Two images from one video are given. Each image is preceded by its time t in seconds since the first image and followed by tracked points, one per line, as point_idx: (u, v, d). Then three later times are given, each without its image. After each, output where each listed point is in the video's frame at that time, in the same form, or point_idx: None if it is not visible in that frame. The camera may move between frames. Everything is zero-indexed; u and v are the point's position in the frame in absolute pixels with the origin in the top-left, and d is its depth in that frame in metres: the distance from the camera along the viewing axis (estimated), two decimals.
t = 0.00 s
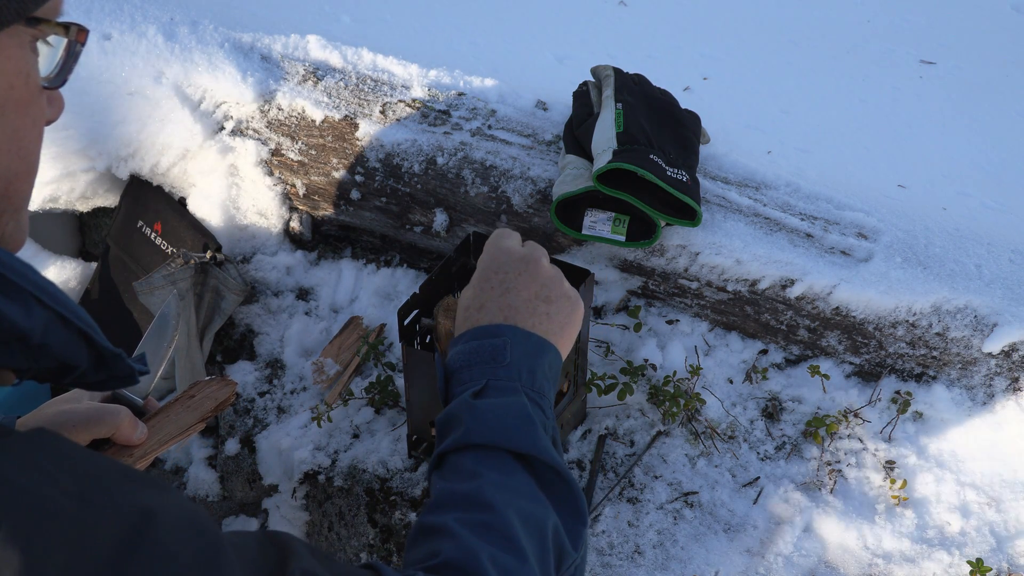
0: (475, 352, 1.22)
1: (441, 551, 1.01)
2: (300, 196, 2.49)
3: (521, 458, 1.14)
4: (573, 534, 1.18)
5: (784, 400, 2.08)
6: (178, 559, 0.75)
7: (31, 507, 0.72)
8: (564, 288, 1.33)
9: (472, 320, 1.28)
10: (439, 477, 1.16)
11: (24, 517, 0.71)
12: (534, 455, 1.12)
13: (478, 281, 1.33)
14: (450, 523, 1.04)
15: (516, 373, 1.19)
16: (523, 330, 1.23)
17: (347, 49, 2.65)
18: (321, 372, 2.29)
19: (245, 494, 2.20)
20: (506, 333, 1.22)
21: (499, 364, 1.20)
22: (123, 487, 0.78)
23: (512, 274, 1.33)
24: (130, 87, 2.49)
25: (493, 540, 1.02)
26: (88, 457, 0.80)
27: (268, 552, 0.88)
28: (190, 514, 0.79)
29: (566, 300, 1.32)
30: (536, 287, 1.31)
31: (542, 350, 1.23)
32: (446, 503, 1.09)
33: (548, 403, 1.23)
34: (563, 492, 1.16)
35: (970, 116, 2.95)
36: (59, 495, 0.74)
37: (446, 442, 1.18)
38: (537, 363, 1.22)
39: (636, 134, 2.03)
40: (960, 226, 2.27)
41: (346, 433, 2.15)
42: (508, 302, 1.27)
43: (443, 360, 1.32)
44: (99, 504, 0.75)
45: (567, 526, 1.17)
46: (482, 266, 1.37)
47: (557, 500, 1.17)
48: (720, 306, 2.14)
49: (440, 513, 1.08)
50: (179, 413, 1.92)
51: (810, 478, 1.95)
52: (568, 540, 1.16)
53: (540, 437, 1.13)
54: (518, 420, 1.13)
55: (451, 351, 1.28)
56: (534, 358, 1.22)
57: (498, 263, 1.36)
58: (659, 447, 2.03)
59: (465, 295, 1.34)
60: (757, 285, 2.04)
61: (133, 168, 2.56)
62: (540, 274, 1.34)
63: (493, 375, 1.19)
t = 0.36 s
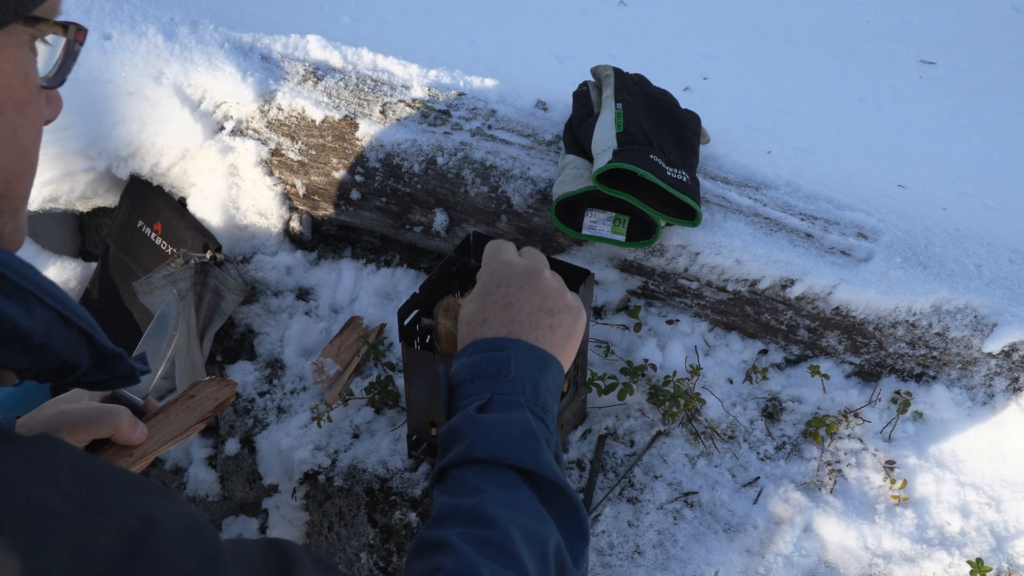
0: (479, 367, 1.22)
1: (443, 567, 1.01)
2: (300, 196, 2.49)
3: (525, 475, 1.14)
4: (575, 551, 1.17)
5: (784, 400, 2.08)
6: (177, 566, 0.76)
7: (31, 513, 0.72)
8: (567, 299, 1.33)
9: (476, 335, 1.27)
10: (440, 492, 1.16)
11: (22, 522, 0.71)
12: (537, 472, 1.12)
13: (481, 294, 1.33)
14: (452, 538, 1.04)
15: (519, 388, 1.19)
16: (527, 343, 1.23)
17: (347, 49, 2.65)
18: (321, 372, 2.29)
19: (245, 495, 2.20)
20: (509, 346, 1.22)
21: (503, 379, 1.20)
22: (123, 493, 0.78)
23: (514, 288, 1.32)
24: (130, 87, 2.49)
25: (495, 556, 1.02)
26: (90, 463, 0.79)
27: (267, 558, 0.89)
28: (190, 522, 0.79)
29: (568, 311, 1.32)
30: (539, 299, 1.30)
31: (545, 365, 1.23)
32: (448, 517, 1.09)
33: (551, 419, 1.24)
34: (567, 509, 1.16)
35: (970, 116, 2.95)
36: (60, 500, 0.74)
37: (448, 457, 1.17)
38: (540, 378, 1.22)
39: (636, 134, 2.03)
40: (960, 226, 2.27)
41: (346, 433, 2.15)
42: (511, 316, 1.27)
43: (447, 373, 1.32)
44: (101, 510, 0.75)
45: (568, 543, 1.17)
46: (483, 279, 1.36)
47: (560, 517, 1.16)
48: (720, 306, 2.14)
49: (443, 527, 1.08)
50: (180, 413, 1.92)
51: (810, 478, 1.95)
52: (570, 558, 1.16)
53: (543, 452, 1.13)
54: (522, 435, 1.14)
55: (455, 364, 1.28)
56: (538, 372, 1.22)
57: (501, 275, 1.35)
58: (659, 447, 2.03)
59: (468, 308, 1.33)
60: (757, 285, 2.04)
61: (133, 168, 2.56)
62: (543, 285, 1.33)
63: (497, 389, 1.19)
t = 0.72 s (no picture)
0: (487, 367, 1.22)
1: None
2: (300, 196, 2.49)
3: (527, 481, 1.13)
4: (579, 557, 1.17)
5: (784, 400, 2.08)
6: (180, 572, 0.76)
7: (33, 519, 0.72)
8: (578, 311, 1.34)
9: (485, 333, 1.28)
10: (444, 500, 1.15)
11: (24, 529, 0.71)
12: (541, 479, 1.11)
13: (494, 295, 1.34)
14: (456, 550, 1.02)
15: (523, 394, 1.20)
16: (535, 348, 1.24)
17: (347, 49, 2.65)
18: (321, 372, 2.29)
19: (244, 494, 2.20)
20: (516, 350, 1.23)
21: (506, 384, 1.20)
22: (126, 499, 0.78)
23: (530, 292, 1.33)
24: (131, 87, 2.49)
25: (499, 569, 1.00)
26: (94, 471, 0.79)
27: (271, 564, 0.89)
28: (194, 529, 0.80)
29: (579, 323, 1.33)
30: (552, 308, 1.31)
31: (549, 372, 1.24)
32: (451, 529, 1.07)
33: (555, 423, 1.24)
34: (570, 514, 1.15)
35: (970, 117, 2.95)
36: (64, 507, 0.74)
37: (450, 464, 1.17)
38: (545, 384, 1.22)
39: (636, 134, 2.02)
40: (960, 226, 2.27)
41: (346, 433, 2.15)
42: (522, 320, 1.28)
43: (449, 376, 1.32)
44: (106, 516, 0.75)
45: (572, 550, 1.17)
46: (498, 280, 1.37)
47: (563, 522, 1.16)
48: (721, 306, 2.14)
49: (446, 540, 1.05)
50: (181, 415, 1.92)
51: (811, 478, 1.95)
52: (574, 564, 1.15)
53: (545, 457, 1.13)
54: (524, 440, 1.14)
55: (459, 363, 1.28)
56: (540, 377, 1.22)
57: (517, 279, 1.36)
58: (659, 447, 2.03)
59: (479, 307, 1.34)
60: (757, 285, 2.04)
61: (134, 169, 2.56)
62: (557, 294, 1.34)
63: (499, 395, 1.19)
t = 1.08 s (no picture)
0: (478, 371, 1.23)
1: (443, 566, 1.01)
2: (300, 196, 2.49)
3: (525, 476, 1.13)
4: (575, 554, 1.17)
5: (784, 400, 2.08)
6: (181, 566, 0.76)
7: (34, 514, 0.72)
8: (567, 305, 1.32)
9: (474, 339, 1.29)
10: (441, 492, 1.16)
11: (26, 524, 0.71)
12: (538, 473, 1.11)
13: (481, 301, 1.34)
14: (452, 536, 1.04)
15: (521, 391, 1.20)
16: (528, 348, 1.24)
17: (347, 49, 2.65)
18: (321, 372, 2.29)
19: (244, 494, 2.20)
20: (511, 351, 1.23)
21: (503, 382, 1.20)
22: (126, 493, 0.78)
23: (514, 292, 1.32)
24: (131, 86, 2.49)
25: (495, 555, 1.02)
26: (92, 465, 0.79)
27: (268, 557, 0.89)
28: (195, 523, 0.80)
29: (568, 316, 1.31)
30: (539, 305, 1.30)
31: (545, 370, 1.23)
32: (447, 517, 1.08)
33: (553, 422, 1.23)
34: (567, 511, 1.16)
35: (971, 116, 2.95)
36: (64, 501, 0.74)
37: (449, 456, 1.17)
38: (542, 383, 1.22)
39: (636, 134, 2.02)
40: (960, 226, 2.27)
41: (346, 433, 2.15)
42: (509, 322, 1.28)
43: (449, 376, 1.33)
44: (106, 510, 0.75)
45: (569, 546, 1.17)
46: (485, 286, 1.37)
47: (560, 519, 1.16)
48: (721, 306, 2.14)
49: (442, 527, 1.07)
50: (180, 413, 1.92)
51: (811, 478, 1.95)
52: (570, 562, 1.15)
53: (543, 454, 1.13)
54: (522, 436, 1.13)
55: (455, 367, 1.29)
56: (538, 375, 1.22)
57: (503, 282, 1.36)
58: (659, 447, 2.03)
59: (469, 317, 1.34)
60: (757, 285, 2.04)
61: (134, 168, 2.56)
62: (543, 291, 1.33)
63: (497, 393, 1.19)
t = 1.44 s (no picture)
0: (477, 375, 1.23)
1: (438, 570, 1.00)
2: (300, 196, 2.49)
3: (520, 480, 1.14)
4: (572, 555, 1.17)
5: (784, 400, 2.08)
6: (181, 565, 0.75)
7: (36, 513, 0.72)
8: (563, 307, 1.32)
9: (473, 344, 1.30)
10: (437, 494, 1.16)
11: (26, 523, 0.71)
12: (533, 478, 1.11)
13: (480, 305, 1.35)
14: (448, 541, 1.03)
15: (518, 396, 1.19)
16: (525, 352, 1.24)
17: (347, 49, 2.65)
18: (321, 372, 2.29)
19: (244, 494, 2.20)
20: (512, 355, 1.23)
21: (501, 387, 1.20)
22: (125, 491, 0.78)
23: (511, 296, 1.33)
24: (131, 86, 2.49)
25: (490, 559, 1.02)
26: (92, 463, 0.79)
27: (268, 556, 0.88)
28: (194, 521, 0.80)
29: (565, 318, 1.30)
30: (535, 308, 1.30)
31: (541, 373, 1.23)
32: (442, 520, 1.09)
33: (551, 426, 1.22)
34: (563, 514, 1.16)
35: (971, 116, 2.95)
36: (63, 499, 0.74)
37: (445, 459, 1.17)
38: (539, 388, 1.21)
39: (636, 134, 2.02)
40: (960, 226, 2.27)
41: (346, 433, 2.15)
42: (506, 326, 1.28)
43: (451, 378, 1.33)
44: (105, 508, 0.75)
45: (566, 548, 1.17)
46: (484, 290, 1.38)
47: (556, 522, 1.16)
48: (721, 306, 2.14)
49: (437, 530, 1.07)
50: (177, 410, 1.93)
51: (811, 478, 1.95)
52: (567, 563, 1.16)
53: (539, 459, 1.13)
54: (519, 441, 1.13)
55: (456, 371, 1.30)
56: (535, 380, 1.22)
57: (500, 285, 1.36)
58: (659, 447, 2.03)
59: (470, 321, 1.35)
60: (757, 285, 2.04)
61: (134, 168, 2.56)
62: (539, 294, 1.33)
63: (495, 398, 1.19)
